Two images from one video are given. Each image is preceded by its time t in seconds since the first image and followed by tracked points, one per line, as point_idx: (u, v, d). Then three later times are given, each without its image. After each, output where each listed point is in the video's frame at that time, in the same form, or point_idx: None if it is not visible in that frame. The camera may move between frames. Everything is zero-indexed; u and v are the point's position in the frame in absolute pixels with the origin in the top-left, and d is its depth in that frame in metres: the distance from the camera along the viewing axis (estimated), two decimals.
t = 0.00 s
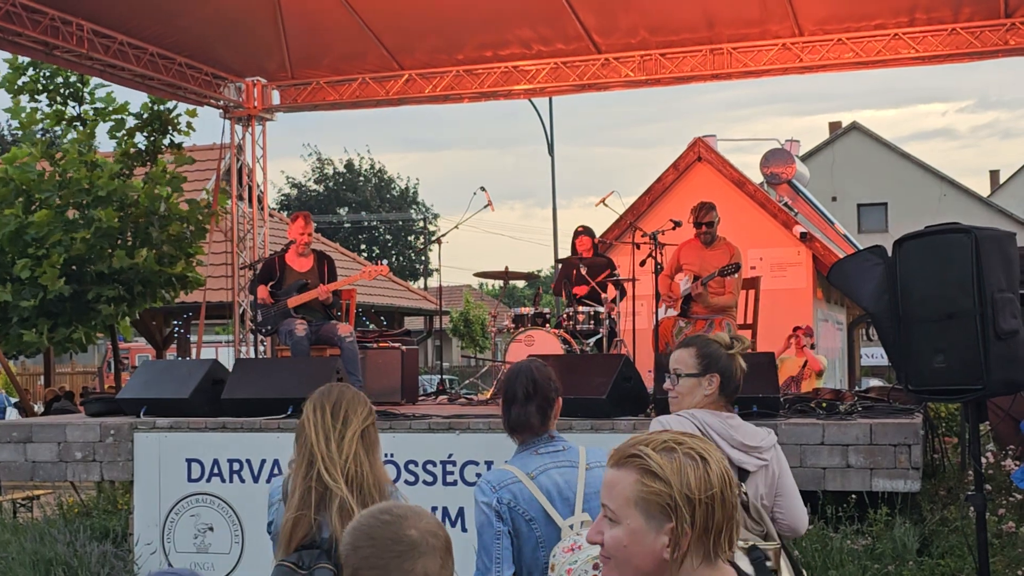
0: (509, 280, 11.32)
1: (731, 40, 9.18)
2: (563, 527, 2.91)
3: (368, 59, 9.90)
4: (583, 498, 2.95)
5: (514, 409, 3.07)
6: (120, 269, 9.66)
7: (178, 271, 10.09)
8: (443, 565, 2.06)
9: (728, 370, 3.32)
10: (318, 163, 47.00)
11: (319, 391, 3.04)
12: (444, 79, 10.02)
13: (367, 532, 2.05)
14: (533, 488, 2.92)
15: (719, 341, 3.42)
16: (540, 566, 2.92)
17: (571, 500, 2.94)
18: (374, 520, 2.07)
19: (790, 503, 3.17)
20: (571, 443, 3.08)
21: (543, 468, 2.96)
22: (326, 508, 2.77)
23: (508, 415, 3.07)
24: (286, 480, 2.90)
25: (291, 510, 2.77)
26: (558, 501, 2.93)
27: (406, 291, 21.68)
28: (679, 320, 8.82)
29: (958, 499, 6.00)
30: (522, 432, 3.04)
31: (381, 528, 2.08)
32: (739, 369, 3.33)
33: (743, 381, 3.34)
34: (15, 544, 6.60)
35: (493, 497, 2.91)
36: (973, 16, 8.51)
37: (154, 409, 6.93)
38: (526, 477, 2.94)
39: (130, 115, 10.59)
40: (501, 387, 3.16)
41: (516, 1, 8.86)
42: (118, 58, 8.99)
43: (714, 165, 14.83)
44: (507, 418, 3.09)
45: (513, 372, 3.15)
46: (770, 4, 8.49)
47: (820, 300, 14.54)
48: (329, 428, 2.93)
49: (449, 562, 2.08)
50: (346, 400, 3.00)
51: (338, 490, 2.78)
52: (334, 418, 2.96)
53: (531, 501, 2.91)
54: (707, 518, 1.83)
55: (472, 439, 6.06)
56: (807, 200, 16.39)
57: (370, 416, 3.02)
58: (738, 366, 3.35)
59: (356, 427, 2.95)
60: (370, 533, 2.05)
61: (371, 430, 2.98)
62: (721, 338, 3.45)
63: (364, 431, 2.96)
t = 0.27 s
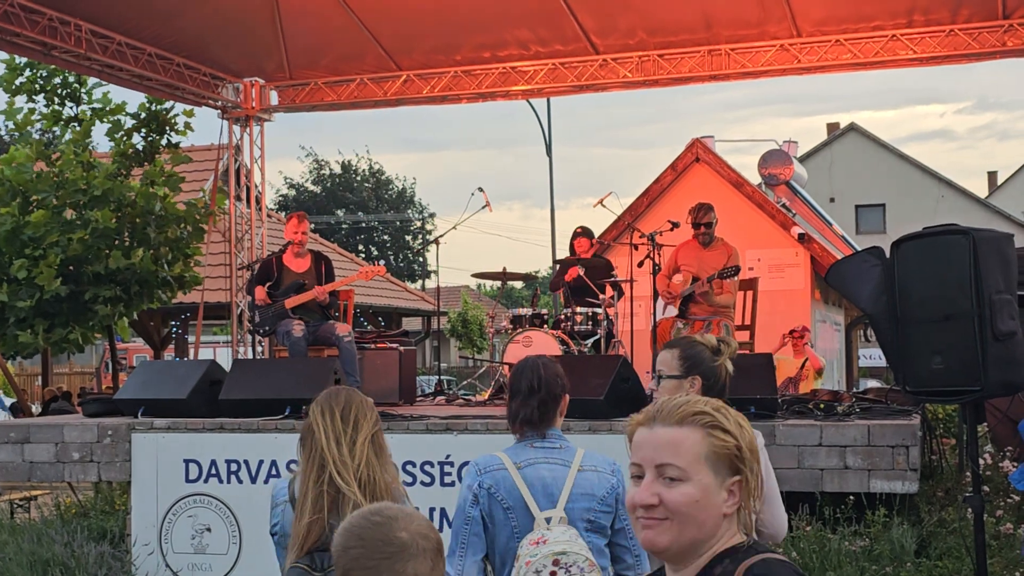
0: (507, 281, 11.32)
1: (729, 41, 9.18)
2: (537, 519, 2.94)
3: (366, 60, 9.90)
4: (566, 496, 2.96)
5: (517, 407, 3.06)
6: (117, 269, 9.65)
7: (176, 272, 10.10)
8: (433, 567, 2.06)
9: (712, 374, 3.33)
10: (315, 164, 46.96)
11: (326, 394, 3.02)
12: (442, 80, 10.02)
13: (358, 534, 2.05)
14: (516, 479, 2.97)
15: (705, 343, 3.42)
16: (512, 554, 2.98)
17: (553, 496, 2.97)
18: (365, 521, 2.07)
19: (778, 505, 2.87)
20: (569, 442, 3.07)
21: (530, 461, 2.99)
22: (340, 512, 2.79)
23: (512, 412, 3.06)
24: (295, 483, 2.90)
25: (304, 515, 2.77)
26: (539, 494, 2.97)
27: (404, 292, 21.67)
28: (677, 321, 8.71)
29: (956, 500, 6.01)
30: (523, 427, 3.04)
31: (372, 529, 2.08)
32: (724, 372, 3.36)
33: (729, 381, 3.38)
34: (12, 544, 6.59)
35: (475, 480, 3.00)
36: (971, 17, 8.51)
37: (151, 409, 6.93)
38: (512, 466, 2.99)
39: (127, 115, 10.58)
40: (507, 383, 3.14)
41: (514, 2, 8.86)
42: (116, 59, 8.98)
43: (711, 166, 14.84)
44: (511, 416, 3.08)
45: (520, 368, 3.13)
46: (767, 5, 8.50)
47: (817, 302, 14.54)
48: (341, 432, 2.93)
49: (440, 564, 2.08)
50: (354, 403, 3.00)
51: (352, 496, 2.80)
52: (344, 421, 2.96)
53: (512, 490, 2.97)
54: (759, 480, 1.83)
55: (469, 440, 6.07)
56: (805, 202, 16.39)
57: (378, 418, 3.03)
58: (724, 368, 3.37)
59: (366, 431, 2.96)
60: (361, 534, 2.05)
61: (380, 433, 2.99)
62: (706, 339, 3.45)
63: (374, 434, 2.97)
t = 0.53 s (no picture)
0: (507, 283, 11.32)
1: (729, 43, 9.19)
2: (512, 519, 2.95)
3: (366, 61, 9.91)
4: (548, 500, 2.94)
5: (519, 409, 3.05)
6: (117, 270, 9.64)
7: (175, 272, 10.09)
8: (433, 567, 2.06)
9: (672, 378, 3.36)
10: (315, 164, 46.97)
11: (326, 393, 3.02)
12: (442, 82, 10.03)
13: (355, 538, 2.05)
14: (499, 478, 3.00)
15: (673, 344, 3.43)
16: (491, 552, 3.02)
17: (536, 498, 2.96)
18: (362, 525, 2.08)
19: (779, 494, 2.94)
20: (566, 448, 3.06)
21: (517, 461, 3.01)
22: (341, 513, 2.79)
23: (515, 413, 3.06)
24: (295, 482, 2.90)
25: (304, 514, 2.77)
26: (519, 494, 2.97)
27: (404, 293, 21.67)
28: (676, 322, 8.70)
29: (955, 502, 6.01)
30: (529, 431, 3.03)
31: (370, 532, 2.08)
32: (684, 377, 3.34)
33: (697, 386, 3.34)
34: (11, 545, 6.58)
35: (465, 477, 3.08)
36: (970, 19, 8.52)
37: (151, 410, 6.93)
38: (498, 466, 3.03)
39: (127, 116, 10.58)
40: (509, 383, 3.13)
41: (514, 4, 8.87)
42: (116, 60, 8.98)
43: (711, 167, 14.85)
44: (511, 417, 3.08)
45: (525, 370, 3.12)
46: (767, 7, 8.51)
47: (817, 303, 14.54)
48: (342, 432, 2.93)
49: (441, 564, 2.08)
50: (355, 403, 3.00)
51: (353, 496, 2.80)
52: (345, 422, 2.96)
53: (494, 488, 3.01)
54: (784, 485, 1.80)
55: (469, 442, 6.07)
56: (805, 203, 16.40)
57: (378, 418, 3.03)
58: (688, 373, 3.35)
59: (368, 432, 2.97)
60: (358, 538, 2.05)
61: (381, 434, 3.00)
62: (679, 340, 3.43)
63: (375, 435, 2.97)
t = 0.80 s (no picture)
0: (507, 283, 11.33)
1: (730, 43, 9.19)
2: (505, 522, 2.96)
3: (367, 61, 9.91)
4: (540, 503, 2.94)
5: (515, 413, 3.07)
6: (118, 270, 9.64)
7: (177, 272, 10.08)
8: (437, 566, 2.05)
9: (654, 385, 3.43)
10: (317, 164, 46.97)
11: (329, 394, 3.01)
12: (442, 82, 10.02)
13: (358, 540, 2.05)
14: (493, 481, 3.01)
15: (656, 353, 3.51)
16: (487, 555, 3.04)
17: (529, 500, 2.96)
18: (365, 526, 2.08)
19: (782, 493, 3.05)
20: (561, 450, 3.05)
21: (511, 465, 3.01)
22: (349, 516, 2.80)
23: (511, 418, 3.07)
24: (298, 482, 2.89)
25: (311, 516, 2.76)
26: (513, 497, 2.97)
27: (405, 293, 21.68)
28: (679, 323, 8.72)
29: (956, 502, 6.01)
30: (534, 432, 3.03)
31: (373, 533, 2.08)
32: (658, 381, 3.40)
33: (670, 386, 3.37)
34: (12, 545, 6.58)
35: (460, 481, 3.09)
36: (971, 19, 8.52)
37: (151, 410, 6.93)
38: (492, 468, 3.03)
39: (129, 116, 10.58)
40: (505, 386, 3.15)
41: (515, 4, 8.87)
42: (118, 59, 8.99)
43: (712, 167, 14.84)
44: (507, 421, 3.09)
45: (523, 373, 3.13)
46: (768, 7, 8.50)
47: (818, 303, 14.54)
48: (348, 435, 2.93)
49: (444, 563, 2.07)
50: (360, 407, 3.01)
51: (362, 499, 2.80)
52: (351, 425, 2.96)
53: (487, 492, 3.01)
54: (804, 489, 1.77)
55: (470, 441, 6.07)
56: (806, 204, 16.40)
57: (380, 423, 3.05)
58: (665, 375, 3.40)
59: (373, 436, 2.98)
60: (361, 539, 2.05)
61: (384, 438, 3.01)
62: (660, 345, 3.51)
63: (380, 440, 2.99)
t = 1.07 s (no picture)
0: (509, 282, 11.32)
1: (731, 42, 9.18)
2: (522, 518, 2.95)
3: (369, 60, 9.90)
4: (553, 495, 2.95)
5: (524, 403, 3.03)
6: (120, 269, 9.64)
7: (178, 271, 10.07)
8: (437, 566, 2.05)
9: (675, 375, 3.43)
10: (318, 163, 46.96)
11: (329, 395, 3.00)
12: (443, 81, 10.01)
13: (359, 539, 2.05)
14: (503, 480, 2.99)
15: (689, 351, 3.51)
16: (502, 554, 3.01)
17: (540, 495, 2.96)
18: (367, 524, 2.08)
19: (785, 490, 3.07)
20: (562, 442, 3.06)
21: (518, 462, 3.00)
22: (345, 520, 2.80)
23: (520, 407, 3.02)
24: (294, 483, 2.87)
25: (308, 517, 2.76)
26: (524, 494, 2.97)
27: (406, 292, 21.68)
28: (680, 323, 8.71)
29: (957, 501, 6.00)
30: (537, 427, 3.01)
31: (375, 531, 2.08)
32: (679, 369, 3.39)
33: (688, 373, 3.35)
34: (13, 543, 6.58)
35: (466, 483, 3.06)
36: (973, 18, 8.50)
37: (152, 409, 6.93)
38: (499, 468, 3.01)
39: (131, 115, 10.58)
40: (506, 376, 3.11)
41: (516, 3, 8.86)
42: (119, 58, 8.98)
43: (713, 166, 14.84)
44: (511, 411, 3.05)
45: (531, 365, 3.10)
46: (770, 6, 8.49)
47: (819, 302, 14.54)
48: (347, 438, 2.93)
49: (446, 563, 2.07)
50: (358, 411, 3.01)
51: (360, 503, 2.81)
52: (350, 428, 2.96)
53: (497, 491, 2.99)
54: (800, 511, 1.73)
55: (471, 440, 6.07)
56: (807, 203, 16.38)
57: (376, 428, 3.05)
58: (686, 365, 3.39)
59: (371, 441, 2.98)
60: (363, 538, 2.05)
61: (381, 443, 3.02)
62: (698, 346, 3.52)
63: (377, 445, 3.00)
